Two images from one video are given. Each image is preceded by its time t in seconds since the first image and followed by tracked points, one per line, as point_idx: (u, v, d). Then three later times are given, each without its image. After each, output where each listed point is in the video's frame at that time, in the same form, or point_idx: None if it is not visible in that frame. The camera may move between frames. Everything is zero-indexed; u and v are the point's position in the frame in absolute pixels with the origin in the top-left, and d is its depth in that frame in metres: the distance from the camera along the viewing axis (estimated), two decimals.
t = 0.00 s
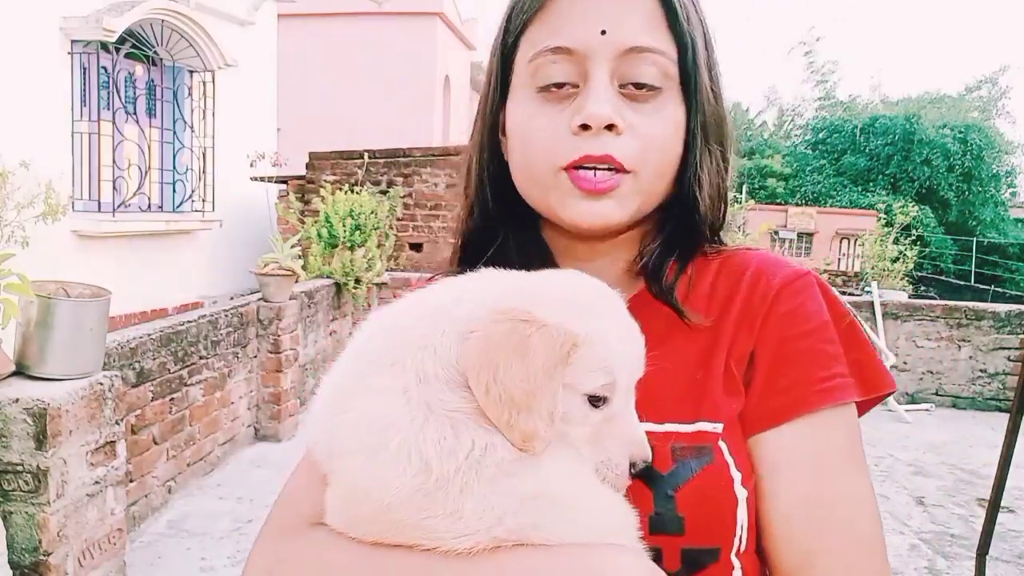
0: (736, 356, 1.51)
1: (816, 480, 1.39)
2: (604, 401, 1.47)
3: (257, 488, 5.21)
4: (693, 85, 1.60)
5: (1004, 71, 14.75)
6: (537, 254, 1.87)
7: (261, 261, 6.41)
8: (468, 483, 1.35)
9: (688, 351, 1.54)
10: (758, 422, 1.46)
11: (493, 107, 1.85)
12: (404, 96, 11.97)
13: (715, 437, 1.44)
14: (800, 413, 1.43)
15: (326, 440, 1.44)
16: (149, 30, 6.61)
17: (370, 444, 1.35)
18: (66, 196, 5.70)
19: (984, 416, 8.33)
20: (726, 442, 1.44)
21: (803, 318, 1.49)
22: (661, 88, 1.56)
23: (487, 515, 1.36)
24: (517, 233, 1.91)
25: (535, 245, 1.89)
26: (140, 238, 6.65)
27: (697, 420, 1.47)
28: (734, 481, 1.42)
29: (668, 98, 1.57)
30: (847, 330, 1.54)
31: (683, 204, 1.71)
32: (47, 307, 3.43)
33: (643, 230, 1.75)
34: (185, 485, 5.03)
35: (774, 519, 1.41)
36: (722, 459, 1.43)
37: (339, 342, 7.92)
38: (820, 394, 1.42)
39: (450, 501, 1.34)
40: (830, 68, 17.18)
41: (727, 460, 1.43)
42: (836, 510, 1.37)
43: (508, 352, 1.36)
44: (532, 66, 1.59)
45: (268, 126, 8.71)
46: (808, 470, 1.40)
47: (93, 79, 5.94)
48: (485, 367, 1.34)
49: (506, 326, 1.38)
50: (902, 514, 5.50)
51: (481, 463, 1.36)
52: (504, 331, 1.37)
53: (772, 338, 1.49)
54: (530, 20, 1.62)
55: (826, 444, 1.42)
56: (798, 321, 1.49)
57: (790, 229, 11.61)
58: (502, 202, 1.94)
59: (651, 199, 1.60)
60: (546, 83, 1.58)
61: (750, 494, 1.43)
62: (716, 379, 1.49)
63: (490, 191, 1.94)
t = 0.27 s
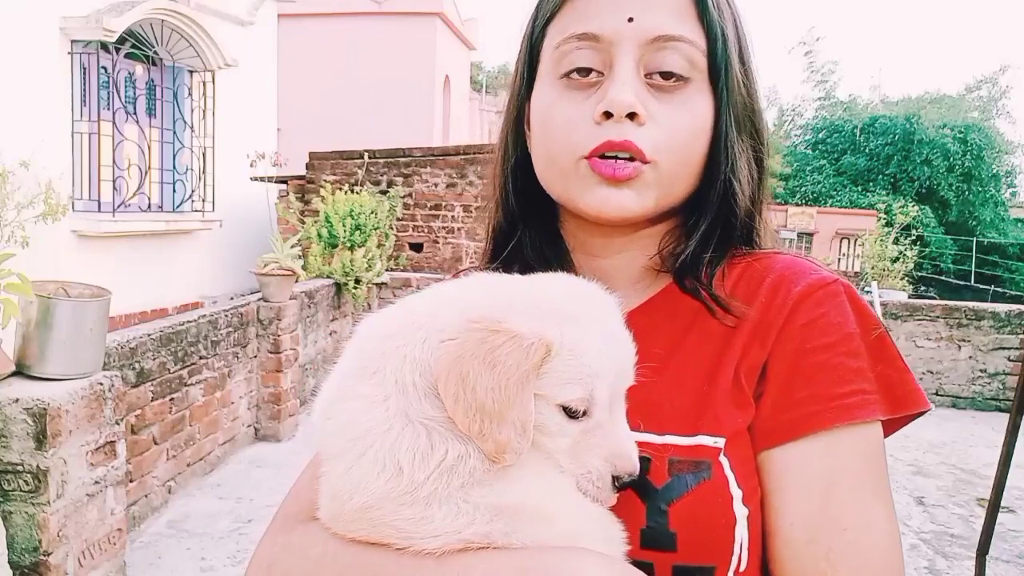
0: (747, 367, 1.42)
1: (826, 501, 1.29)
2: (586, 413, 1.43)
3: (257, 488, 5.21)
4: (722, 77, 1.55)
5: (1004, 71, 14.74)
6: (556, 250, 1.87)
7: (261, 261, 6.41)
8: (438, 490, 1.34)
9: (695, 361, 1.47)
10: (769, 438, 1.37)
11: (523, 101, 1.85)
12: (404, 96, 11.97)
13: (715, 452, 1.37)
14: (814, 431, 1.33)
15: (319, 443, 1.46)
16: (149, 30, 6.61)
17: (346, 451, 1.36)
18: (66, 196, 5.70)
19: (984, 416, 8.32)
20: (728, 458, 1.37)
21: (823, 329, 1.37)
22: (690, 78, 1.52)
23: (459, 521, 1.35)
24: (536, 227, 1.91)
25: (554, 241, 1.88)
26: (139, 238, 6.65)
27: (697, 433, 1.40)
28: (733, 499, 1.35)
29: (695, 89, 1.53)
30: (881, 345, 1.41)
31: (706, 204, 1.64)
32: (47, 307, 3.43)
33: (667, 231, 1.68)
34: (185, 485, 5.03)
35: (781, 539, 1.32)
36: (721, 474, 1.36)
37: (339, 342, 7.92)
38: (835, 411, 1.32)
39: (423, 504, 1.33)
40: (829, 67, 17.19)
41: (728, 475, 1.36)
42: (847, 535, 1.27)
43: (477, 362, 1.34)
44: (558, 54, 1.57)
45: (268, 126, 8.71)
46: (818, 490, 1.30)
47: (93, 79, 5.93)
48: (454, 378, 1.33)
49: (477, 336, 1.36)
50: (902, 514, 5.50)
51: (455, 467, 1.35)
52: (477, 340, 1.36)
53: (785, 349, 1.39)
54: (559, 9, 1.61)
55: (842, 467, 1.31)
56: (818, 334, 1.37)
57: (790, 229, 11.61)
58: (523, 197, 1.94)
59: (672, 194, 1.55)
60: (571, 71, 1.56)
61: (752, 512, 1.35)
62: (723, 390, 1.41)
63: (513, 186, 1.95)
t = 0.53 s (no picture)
0: (751, 368, 1.42)
1: (831, 501, 1.29)
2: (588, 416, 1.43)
3: (257, 488, 5.22)
4: (731, 84, 1.54)
5: (1004, 71, 14.72)
6: (562, 251, 1.88)
7: (261, 261, 6.42)
8: (441, 490, 1.34)
9: (699, 362, 1.47)
10: (774, 437, 1.37)
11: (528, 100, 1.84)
12: (404, 96, 11.97)
13: (719, 451, 1.37)
14: (818, 431, 1.32)
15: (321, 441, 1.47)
16: (149, 30, 6.61)
17: (349, 451, 1.37)
18: (66, 196, 5.70)
19: (984, 416, 8.32)
20: (731, 457, 1.37)
21: (826, 329, 1.37)
22: (699, 84, 1.51)
23: (460, 521, 1.35)
24: (542, 227, 1.91)
25: (560, 242, 1.89)
26: (139, 238, 6.65)
27: (700, 433, 1.40)
28: (737, 499, 1.35)
29: (705, 96, 1.52)
30: (886, 344, 1.40)
31: (713, 209, 1.64)
32: (47, 307, 3.43)
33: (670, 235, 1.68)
34: (185, 485, 5.03)
35: (785, 538, 1.32)
36: (724, 475, 1.36)
37: (339, 342, 7.92)
38: (839, 411, 1.31)
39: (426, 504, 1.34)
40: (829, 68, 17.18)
41: (732, 475, 1.36)
42: (850, 534, 1.26)
43: (479, 363, 1.35)
44: (564, 59, 1.56)
45: (268, 126, 8.72)
46: (821, 489, 1.30)
47: (93, 79, 5.93)
48: (456, 377, 1.34)
49: (480, 337, 1.37)
50: (902, 514, 5.50)
51: (458, 467, 1.35)
52: (480, 343, 1.36)
53: (788, 350, 1.39)
54: (566, 13, 1.59)
55: (846, 466, 1.30)
56: (824, 334, 1.37)
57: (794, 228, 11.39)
58: (530, 197, 1.93)
59: (680, 201, 1.54)
60: (579, 76, 1.54)
61: (756, 512, 1.35)
62: (727, 391, 1.41)
63: (519, 187, 1.94)
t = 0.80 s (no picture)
0: (743, 364, 1.43)
1: (823, 493, 1.29)
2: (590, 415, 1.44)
3: (257, 488, 5.21)
4: (722, 88, 1.54)
5: (1004, 71, 14.72)
6: (554, 253, 1.87)
7: (261, 261, 6.42)
8: (448, 488, 1.34)
9: (693, 359, 1.47)
10: (766, 431, 1.38)
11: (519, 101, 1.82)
12: (404, 96, 11.97)
13: (715, 445, 1.38)
14: (809, 424, 1.33)
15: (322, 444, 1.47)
16: (149, 30, 6.61)
17: (350, 453, 1.36)
18: (66, 196, 5.70)
19: (984, 416, 8.32)
20: (727, 451, 1.38)
21: (815, 324, 1.38)
22: (691, 89, 1.51)
23: (467, 516, 1.36)
24: (534, 229, 1.91)
25: (552, 244, 1.89)
26: (140, 238, 6.65)
27: (696, 428, 1.41)
28: (734, 492, 1.36)
29: (696, 101, 1.52)
30: (874, 338, 1.41)
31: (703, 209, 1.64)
32: (47, 307, 3.43)
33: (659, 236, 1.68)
34: (185, 485, 5.03)
35: (779, 530, 1.33)
36: (720, 468, 1.37)
37: (339, 343, 7.92)
38: (829, 405, 1.32)
39: (431, 502, 1.34)
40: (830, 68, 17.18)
41: (728, 469, 1.36)
42: (844, 524, 1.27)
43: (474, 356, 1.35)
44: (557, 62, 1.55)
45: (268, 126, 8.71)
46: (814, 481, 1.30)
47: (93, 79, 5.93)
48: (452, 370, 1.34)
49: (477, 333, 1.37)
50: (902, 514, 5.50)
51: (463, 465, 1.36)
52: (477, 339, 1.36)
53: (778, 346, 1.40)
54: (558, 17, 1.58)
55: (837, 458, 1.31)
56: (813, 329, 1.38)
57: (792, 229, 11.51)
58: (522, 199, 1.93)
59: (672, 205, 1.55)
60: (573, 79, 1.53)
61: (753, 505, 1.35)
62: (720, 387, 1.42)
63: (511, 187, 1.94)
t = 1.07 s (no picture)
0: (725, 346, 1.42)
1: (805, 468, 1.29)
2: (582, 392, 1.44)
3: (257, 488, 5.21)
4: (707, 84, 1.53)
5: (1004, 71, 14.72)
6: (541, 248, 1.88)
7: (261, 261, 6.42)
8: (444, 454, 1.36)
9: (675, 341, 1.46)
10: (748, 412, 1.37)
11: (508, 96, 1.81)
12: (404, 96, 11.96)
13: (700, 424, 1.36)
14: (791, 401, 1.33)
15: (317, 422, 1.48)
16: (149, 31, 6.61)
17: (343, 428, 1.38)
18: (66, 196, 5.70)
19: (984, 416, 8.33)
20: (712, 429, 1.36)
21: (795, 305, 1.39)
22: (678, 84, 1.50)
23: (464, 481, 1.36)
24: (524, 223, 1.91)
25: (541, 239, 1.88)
26: (140, 238, 6.65)
27: (682, 407, 1.39)
28: (718, 469, 1.34)
29: (682, 96, 1.51)
30: (854, 321, 1.42)
31: (686, 201, 1.60)
32: (47, 307, 3.43)
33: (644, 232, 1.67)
34: (185, 485, 5.04)
35: (763, 507, 1.32)
36: (705, 447, 1.35)
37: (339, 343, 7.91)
38: (810, 383, 1.33)
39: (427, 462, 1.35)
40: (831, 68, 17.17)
41: (712, 446, 1.35)
42: (825, 497, 1.27)
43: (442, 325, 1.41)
44: (546, 54, 1.52)
45: (268, 126, 8.71)
46: (797, 458, 1.30)
47: (93, 79, 5.93)
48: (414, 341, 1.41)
49: (437, 292, 1.45)
50: (902, 514, 5.50)
51: (457, 433, 1.38)
52: (437, 299, 1.44)
53: (759, 327, 1.40)
54: (548, 11, 1.56)
55: (819, 434, 1.31)
56: (794, 309, 1.39)
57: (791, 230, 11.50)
58: (511, 195, 1.92)
59: (657, 201, 1.53)
60: (562, 73, 1.51)
61: (735, 483, 1.34)
62: (703, 369, 1.41)
63: (500, 185, 1.92)
